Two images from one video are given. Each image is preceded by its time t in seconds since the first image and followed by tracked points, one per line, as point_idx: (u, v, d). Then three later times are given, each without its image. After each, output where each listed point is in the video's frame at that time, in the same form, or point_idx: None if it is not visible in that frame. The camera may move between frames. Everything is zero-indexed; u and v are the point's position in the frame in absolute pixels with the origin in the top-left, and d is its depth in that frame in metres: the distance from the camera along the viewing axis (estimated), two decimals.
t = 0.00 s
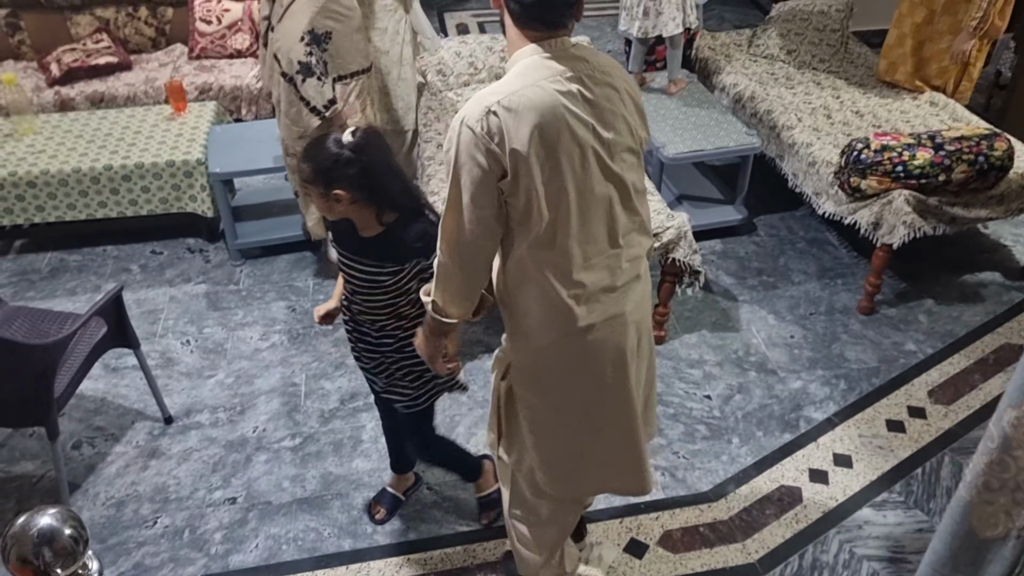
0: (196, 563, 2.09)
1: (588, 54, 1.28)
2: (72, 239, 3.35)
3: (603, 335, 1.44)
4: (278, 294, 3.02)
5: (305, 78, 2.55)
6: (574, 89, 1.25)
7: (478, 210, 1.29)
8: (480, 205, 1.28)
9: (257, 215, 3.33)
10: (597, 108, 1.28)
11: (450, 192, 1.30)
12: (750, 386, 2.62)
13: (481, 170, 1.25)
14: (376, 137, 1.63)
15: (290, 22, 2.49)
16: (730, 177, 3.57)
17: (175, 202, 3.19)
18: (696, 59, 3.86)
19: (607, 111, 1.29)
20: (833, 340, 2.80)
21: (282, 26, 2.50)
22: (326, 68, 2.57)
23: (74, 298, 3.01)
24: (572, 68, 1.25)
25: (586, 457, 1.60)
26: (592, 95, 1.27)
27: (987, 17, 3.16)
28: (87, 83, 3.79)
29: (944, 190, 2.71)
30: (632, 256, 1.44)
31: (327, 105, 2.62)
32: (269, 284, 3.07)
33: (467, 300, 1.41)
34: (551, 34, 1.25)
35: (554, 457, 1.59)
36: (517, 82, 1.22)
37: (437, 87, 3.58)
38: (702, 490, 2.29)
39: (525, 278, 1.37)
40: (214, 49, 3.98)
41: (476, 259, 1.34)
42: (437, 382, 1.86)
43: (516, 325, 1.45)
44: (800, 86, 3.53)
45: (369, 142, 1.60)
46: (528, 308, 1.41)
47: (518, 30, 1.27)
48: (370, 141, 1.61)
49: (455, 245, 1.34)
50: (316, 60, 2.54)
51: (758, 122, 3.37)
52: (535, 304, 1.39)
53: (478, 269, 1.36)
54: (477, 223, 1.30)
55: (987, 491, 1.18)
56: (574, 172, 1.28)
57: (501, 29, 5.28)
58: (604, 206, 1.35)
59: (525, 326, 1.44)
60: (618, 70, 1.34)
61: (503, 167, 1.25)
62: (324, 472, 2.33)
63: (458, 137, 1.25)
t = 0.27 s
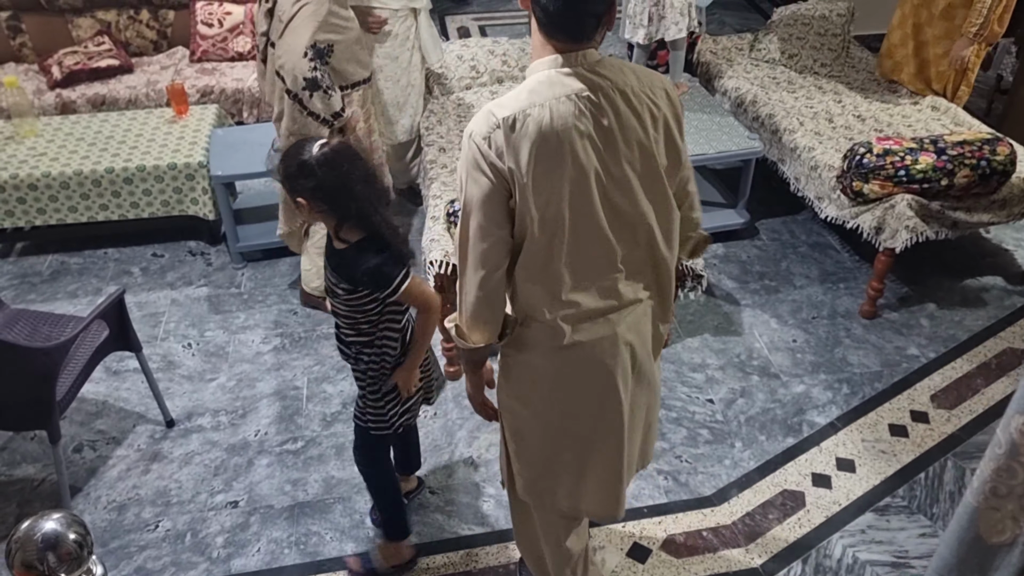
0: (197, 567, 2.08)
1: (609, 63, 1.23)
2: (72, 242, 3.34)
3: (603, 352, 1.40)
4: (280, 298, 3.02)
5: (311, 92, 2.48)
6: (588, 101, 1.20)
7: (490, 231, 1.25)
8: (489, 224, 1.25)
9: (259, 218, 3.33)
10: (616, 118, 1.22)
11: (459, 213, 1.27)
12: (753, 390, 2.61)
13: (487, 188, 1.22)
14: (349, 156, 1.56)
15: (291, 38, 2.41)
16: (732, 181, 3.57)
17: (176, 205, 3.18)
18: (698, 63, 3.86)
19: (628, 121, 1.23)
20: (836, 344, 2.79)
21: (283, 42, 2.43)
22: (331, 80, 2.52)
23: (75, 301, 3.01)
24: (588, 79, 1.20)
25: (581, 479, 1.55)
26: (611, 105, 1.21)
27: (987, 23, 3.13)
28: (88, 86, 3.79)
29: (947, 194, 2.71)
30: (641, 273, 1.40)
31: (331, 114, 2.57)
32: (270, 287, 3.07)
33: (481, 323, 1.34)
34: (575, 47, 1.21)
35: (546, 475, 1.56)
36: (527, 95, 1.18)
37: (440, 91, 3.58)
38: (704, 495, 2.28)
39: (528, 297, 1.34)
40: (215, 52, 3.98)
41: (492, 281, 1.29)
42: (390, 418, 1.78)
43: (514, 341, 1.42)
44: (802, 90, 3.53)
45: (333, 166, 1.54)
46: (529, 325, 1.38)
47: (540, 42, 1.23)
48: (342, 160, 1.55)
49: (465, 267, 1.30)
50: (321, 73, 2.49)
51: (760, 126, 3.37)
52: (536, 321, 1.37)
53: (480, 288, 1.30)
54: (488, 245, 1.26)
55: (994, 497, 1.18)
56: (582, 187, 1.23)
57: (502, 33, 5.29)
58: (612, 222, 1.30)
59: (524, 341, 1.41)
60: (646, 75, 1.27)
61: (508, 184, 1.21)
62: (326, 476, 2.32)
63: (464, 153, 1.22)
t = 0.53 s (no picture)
0: (197, 568, 2.08)
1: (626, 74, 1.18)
2: (72, 242, 3.34)
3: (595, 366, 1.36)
4: (280, 299, 3.02)
5: (304, 116, 2.51)
6: (593, 112, 1.16)
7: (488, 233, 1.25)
8: (486, 226, 1.25)
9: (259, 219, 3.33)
10: (626, 132, 1.17)
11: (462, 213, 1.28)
12: (753, 392, 2.61)
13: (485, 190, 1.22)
14: (298, 193, 1.40)
15: (277, 62, 2.48)
16: (731, 183, 3.57)
17: (176, 206, 3.18)
18: (698, 65, 3.87)
19: (640, 135, 1.18)
20: (836, 346, 2.80)
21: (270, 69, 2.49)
22: (324, 97, 2.51)
23: (75, 302, 3.00)
24: (597, 90, 1.17)
25: (568, 493, 1.52)
26: (620, 118, 1.17)
27: (985, 25, 3.14)
28: (89, 87, 3.79)
29: (947, 196, 2.71)
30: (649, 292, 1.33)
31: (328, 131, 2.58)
32: (270, 288, 3.07)
33: (477, 325, 1.34)
34: (595, 58, 1.18)
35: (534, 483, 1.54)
36: (531, 102, 1.17)
37: (440, 92, 3.59)
38: (705, 497, 2.28)
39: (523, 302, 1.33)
40: (215, 53, 3.98)
41: (489, 283, 1.29)
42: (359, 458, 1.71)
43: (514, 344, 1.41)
44: (802, 92, 3.54)
45: (278, 204, 1.41)
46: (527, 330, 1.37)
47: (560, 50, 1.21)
48: (293, 197, 1.40)
49: (464, 267, 1.31)
50: (311, 93, 2.50)
51: (760, 128, 3.37)
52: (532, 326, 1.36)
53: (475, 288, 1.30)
54: (485, 248, 1.26)
55: (996, 500, 1.18)
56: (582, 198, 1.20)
57: (502, 34, 5.30)
58: (616, 237, 1.25)
59: (522, 347, 1.40)
60: (672, 89, 1.21)
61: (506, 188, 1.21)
62: (326, 477, 2.32)
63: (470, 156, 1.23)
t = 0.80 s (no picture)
0: (197, 570, 2.07)
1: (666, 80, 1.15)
2: (72, 244, 3.34)
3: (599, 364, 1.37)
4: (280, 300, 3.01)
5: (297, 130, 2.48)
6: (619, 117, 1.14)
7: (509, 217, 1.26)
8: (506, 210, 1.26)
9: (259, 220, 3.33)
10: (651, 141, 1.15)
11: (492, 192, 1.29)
12: (753, 393, 2.61)
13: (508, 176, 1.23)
14: (267, 212, 1.34)
15: (269, 76, 2.41)
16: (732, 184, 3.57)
17: (176, 208, 3.18)
18: (698, 66, 3.87)
19: (666, 147, 1.14)
20: (836, 347, 2.79)
21: (261, 83, 2.43)
22: (318, 112, 2.48)
23: (74, 303, 3.00)
24: (630, 94, 1.14)
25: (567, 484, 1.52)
26: (647, 126, 1.14)
27: (986, 26, 3.13)
28: (88, 88, 3.79)
29: (947, 197, 2.71)
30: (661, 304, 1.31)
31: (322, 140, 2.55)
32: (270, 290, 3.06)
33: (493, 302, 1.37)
34: (646, 58, 1.15)
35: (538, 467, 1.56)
36: (562, 95, 1.16)
37: (440, 93, 3.59)
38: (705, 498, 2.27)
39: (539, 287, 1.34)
40: (215, 54, 3.98)
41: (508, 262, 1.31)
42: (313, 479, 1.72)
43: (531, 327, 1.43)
44: (802, 92, 3.54)
45: (246, 221, 1.35)
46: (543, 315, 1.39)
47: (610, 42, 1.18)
48: (261, 216, 1.34)
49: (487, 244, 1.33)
50: (306, 108, 2.46)
51: (760, 129, 3.37)
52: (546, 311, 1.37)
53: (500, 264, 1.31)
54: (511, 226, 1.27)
55: (996, 501, 1.18)
56: (597, 198, 1.19)
57: (502, 35, 5.30)
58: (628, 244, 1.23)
59: (539, 332, 1.42)
60: (711, 106, 1.14)
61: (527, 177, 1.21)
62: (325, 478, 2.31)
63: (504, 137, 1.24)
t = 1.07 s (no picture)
0: (194, 573, 2.06)
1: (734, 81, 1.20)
2: (70, 246, 3.34)
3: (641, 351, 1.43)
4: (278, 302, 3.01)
5: (292, 117, 2.35)
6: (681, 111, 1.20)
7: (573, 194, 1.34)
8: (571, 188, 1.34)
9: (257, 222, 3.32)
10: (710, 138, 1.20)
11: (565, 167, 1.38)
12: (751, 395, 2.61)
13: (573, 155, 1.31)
14: (254, 219, 1.34)
15: (267, 61, 2.31)
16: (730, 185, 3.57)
17: (174, 209, 3.18)
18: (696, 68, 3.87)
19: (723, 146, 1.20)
20: (834, 349, 2.79)
21: (259, 68, 2.32)
22: (316, 101, 2.36)
23: (72, 305, 3.00)
24: (697, 92, 1.20)
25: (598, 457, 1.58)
26: (707, 124, 1.20)
27: (987, 29, 3.15)
28: (86, 90, 3.79)
29: (945, 198, 2.72)
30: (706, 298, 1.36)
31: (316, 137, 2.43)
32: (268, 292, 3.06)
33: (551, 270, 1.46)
34: (722, 55, 1.21)
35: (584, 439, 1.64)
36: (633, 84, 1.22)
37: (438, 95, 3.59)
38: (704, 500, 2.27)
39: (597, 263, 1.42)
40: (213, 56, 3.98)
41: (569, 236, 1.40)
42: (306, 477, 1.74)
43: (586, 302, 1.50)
44: (800, 94, 3.54)
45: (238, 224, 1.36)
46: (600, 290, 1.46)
47: (690, 37, 1.24)
48: (251, 221, 1.35)
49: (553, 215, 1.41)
50: (304, 95, 2.34)
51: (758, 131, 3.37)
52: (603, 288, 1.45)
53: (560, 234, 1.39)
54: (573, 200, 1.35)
55: (994, 503, 1.18)
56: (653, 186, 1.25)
57: (500, 37, 5.31)
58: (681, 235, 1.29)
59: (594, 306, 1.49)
60: (773, 114, 1.18)
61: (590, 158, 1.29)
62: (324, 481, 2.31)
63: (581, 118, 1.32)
